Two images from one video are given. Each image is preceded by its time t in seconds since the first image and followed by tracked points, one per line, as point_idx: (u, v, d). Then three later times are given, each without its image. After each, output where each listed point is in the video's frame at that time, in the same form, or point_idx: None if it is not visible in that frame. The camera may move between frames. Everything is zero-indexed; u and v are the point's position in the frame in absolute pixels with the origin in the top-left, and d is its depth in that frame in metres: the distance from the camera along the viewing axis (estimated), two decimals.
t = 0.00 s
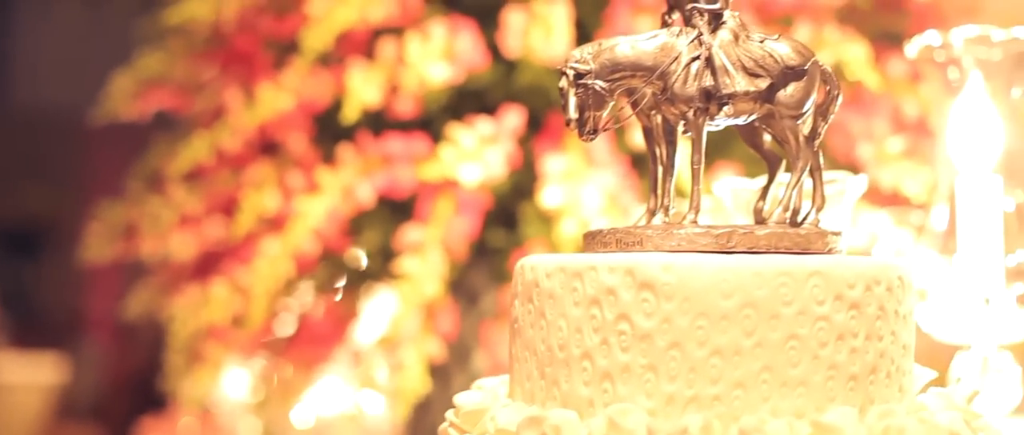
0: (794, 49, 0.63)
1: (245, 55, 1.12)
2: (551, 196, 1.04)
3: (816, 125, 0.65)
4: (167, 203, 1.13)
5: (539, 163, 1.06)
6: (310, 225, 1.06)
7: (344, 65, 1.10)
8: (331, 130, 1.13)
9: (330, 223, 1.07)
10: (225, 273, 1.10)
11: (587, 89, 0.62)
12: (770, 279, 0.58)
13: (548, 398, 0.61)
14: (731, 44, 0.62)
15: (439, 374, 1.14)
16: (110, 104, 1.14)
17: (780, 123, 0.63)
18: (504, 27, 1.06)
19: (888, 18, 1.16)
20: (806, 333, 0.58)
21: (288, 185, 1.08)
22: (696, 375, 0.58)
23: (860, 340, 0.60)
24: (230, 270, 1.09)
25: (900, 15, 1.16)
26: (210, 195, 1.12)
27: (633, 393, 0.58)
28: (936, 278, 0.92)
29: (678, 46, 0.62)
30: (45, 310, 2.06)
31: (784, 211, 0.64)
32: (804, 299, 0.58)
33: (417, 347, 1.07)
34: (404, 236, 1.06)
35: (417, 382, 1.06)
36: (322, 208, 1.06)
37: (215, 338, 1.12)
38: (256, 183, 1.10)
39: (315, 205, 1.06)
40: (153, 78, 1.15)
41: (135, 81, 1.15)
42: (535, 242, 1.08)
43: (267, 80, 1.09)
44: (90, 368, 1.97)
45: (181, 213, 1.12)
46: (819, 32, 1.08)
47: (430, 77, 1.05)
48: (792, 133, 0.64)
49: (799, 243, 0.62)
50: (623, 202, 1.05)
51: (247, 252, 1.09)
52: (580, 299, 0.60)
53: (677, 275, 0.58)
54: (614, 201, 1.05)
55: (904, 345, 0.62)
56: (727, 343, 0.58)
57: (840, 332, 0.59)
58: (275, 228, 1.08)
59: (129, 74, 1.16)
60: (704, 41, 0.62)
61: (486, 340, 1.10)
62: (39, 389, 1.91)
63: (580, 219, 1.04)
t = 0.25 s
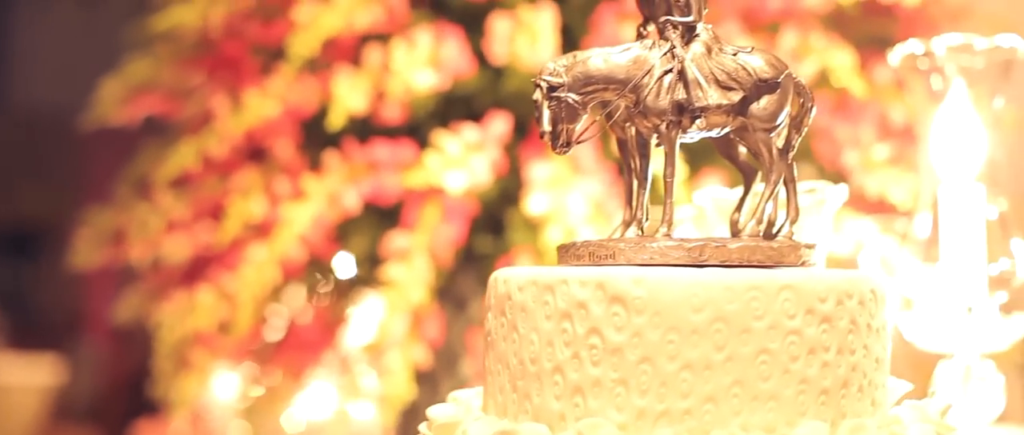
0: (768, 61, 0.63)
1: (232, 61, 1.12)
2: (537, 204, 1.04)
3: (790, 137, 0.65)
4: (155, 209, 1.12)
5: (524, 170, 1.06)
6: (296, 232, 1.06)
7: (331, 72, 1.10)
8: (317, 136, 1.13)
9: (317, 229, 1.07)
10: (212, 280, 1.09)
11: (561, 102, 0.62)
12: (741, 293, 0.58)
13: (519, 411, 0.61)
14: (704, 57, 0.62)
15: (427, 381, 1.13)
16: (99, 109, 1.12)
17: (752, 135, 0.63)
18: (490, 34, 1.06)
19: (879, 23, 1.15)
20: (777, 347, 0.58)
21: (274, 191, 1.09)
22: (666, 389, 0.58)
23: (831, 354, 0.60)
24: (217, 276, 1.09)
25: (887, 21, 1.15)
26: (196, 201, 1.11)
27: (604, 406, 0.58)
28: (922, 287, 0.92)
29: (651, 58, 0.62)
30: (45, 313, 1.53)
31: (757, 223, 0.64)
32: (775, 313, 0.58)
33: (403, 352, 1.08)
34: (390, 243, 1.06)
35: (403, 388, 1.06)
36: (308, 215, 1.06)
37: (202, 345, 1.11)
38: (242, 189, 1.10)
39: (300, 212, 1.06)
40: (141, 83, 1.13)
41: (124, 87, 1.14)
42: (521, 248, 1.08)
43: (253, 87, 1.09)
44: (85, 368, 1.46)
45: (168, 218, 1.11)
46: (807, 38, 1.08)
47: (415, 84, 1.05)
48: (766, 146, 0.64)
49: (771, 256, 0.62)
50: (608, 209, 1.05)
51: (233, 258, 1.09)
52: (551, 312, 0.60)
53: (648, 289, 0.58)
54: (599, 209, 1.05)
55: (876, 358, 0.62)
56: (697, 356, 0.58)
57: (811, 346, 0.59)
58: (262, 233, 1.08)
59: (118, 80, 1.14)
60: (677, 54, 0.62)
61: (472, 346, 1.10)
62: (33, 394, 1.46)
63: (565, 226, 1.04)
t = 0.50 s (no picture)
0: (741, 73, 0.63)
1: (221, 67, 1.11)
2: (522, 210, 1.04)
3: (764, 150, 0.65)
4: (143, 215, 1.11)
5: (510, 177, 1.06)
6: (283, 238, 1.06)
7: (317, 78, 1.10)
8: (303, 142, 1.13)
9: (303, 236, 1.07)
10: (198, 287, 1.09)
11: (534, 115, 0.62)
12: (713, 307, 0.58)
13: (492, 424, 0.61)
14: (677, 69, 0.62)
15: (414, 386, 1.14)
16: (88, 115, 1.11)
17: (727, 148, 0.63)
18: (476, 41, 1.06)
19: (866, 29, 1.15)
20: (748, 362, 0.58)
21: (262, 199, 1.08)
22: (638, 403, 0.58)
23: (803, 367, 0.60)
24: (203, 283, 1.09)
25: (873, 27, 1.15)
26: (184, 207, 1.11)
27: (576, 420, 0.58)
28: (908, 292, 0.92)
29: (625, 71, 0.62)
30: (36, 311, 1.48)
31: (732, 236, 0.64)
32: (746, 327, 0.58)
33: (389, 359, 1.08)
34: (375, 250, 1.06)
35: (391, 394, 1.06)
36: (294, 222, 1.06)
37: (189, 350, 1.10)
38: (229, 196, 1.09)
39: (287, 219, 1.06)
40: (130, 90, 1.12)
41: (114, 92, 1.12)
42: (508, 255, 1.08)
43: (240, 93, 1.09)
44: (82, 370, 1.44)
45: (156, 225, 1.10)
46: (792, 44, 1.08)
47: (401, 90, 1.05)
48: (739, 159, 0.64)
49: (745, 269, 0.62)
50: (591, 215, 1.05)
51: (220, 265, 1.09)
52: (524, 326, 0.60)
53: (619, 303, 0.58)
54: (583, 215, 1.05)
55: (849, 372, 0.63)
56: (669, 370, 0.58)
57: (783, 360, 0.59)
58: (249, 241, 1.08)
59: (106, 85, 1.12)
60: (651, 66, 0.62)
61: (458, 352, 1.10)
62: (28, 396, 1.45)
63: (550, 233, 1.04)
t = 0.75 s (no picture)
0: (716, 85, 0.63)
1: (208, 72, 1.11)
2: (508, 217, 1.04)
3: (740, 161, 0.65)
4: (131, 221, 1.12)
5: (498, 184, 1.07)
6: (269, 244, 1.05)
7: (304, 84, 1.10)
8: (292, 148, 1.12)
9: (290, 242, 1.07)
10: (185, 293, 1.09)
11: (508, 127, 0.62)
12: (685, 321, 0.58)
13: None
14: (652, 81, 0.62)
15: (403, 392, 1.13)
16: (78, 121, 1.13)
17: (701, 160, 0.63)
18: (462, 46, 1.06)
19: (855, 33, 1.15)
20: (720, 375, 0.58)
21: (248, 205, 1.08)
22: (610, 416, 0.58)
23: (776, 380, 0.60)
24: (190, 290, 1.09)
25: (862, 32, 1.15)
26: (172, 213, 1.11)
27: (548, 432, 0.58)
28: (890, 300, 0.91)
29: (599, 83, 0.62)
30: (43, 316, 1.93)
31: (706, 248, 0.64)
32: (719, 340, 0.58)
33: (377, 367, 1.06)
34: (362, 255, 1.06)
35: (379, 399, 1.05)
36: (280, 228, 1.05)
37: (177, 356, 1.10)
38: (217, 202, 1.09)
39: (273, 225, 1.05)
40: (117, 96, 1.14)
41: (103, 99, 1.14)
42: (495, 261, 1.08)
43: (226, 99, 1.09)
44: (79, 374, 1.82)
45: (144, 231, 1.11)
46: (779, 50, 1.08)
47: (387, 97, 1.05)
48: (714, 171, 0.64)
49: (719, 282, 0.62)
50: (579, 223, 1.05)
51: (207, 271, 1.08)
52: (496, 338, 0.60)
53: (592, 316, 0.58)
54: (571, 223, 1.05)
55: (824, 384, 0.63)
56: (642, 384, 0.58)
57: (756, 373, 0.59)
58: (237, 247, 1.08)
59: (96, 93, 1.15)
60: (625, 78, 0.62)
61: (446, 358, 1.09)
62: (26, 398, 1.84)
63: (536, 240, 1.04)
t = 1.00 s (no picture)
0: (692, 97, 0.63)
1: (197, 77, 1.11)
2: (496, 223, 1.04)
3: (716, 173, 0.65)
4: (119, 227, 1.12)
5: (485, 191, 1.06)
6: (256, 250, 1.06)
7: (292, 90, 1.10)
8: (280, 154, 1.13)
9: (278, 248, 1.07)
10: (173, 299, 1.09)
11: (483, 139, 0.62)
12: (657, 334, 0.58)
13: None
14: (627, 94, 0.62)
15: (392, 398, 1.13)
16: (66, 127, 1.12)
17: (677, 172, 0.63)
18: (450, 53, 1.06)
19: (844, 38, 1.15)
20: (693, 388, 0.58)
21: (236, 211, 1.08)
22: (582, 430, 0.58)
23: (750, 393, 0.59)
24: (178, 296, 1.09)
25: (851, 37, 1.15)
26: (160, 219, 1.11)
27: None
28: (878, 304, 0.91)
29: (573, 96, 0.62)
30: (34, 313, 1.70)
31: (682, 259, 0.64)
32: (692, 353, 0.58)
33: (365, 371, 1.07)
34: (349, 261, 1.06)
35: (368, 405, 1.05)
36: (267, 234, 1.06)
37: (166, 362, 1.10)
38: (205, 208, 1.09)
39: (260, 232, 1.06)
40: (106, 102, 1.13)
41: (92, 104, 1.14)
42: (483, 267, 1.08)
43: (214, 106, 1.09)
44: (80, 372, 1.58)
45: (133, 237, 1.11)
46: (767, 56, 1.08)
47: (375, 103, 1.05)
48: (690, 182, 0.64)
49: (694, 294, 0.61)
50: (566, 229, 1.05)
51: (195, 278, 1.09)
52: (470, 351, 0.60)
53: (564, 329, 0.58)
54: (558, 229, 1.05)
55: (798, 396, 0.63)
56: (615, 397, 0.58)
57: (729, 386, 0.59)
58: (225, 253, 1.08)
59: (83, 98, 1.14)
60: (600, 91, 0.62)
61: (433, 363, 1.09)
62: (24, 398, 1.62)
63: (524, 246, 1.04)
